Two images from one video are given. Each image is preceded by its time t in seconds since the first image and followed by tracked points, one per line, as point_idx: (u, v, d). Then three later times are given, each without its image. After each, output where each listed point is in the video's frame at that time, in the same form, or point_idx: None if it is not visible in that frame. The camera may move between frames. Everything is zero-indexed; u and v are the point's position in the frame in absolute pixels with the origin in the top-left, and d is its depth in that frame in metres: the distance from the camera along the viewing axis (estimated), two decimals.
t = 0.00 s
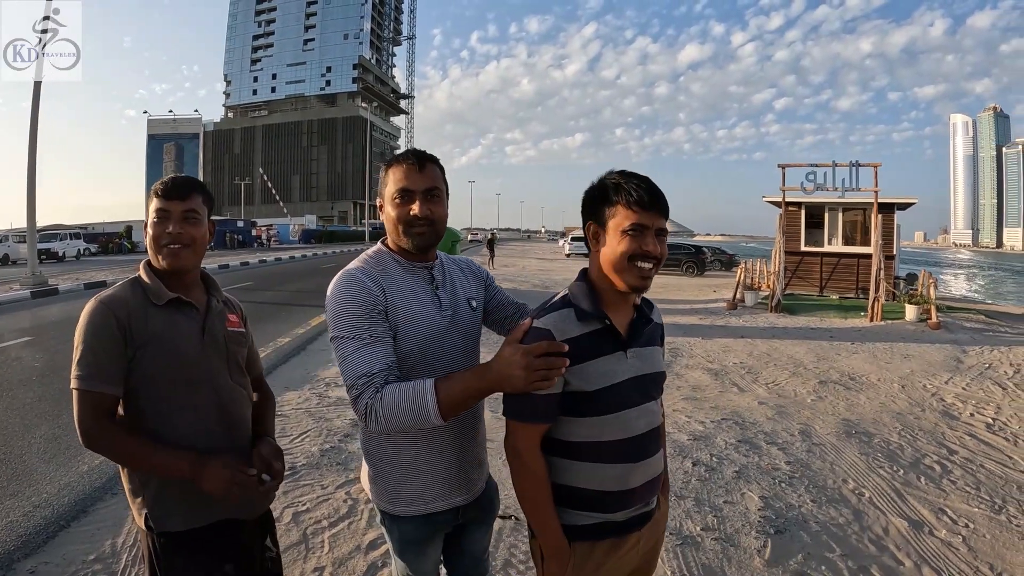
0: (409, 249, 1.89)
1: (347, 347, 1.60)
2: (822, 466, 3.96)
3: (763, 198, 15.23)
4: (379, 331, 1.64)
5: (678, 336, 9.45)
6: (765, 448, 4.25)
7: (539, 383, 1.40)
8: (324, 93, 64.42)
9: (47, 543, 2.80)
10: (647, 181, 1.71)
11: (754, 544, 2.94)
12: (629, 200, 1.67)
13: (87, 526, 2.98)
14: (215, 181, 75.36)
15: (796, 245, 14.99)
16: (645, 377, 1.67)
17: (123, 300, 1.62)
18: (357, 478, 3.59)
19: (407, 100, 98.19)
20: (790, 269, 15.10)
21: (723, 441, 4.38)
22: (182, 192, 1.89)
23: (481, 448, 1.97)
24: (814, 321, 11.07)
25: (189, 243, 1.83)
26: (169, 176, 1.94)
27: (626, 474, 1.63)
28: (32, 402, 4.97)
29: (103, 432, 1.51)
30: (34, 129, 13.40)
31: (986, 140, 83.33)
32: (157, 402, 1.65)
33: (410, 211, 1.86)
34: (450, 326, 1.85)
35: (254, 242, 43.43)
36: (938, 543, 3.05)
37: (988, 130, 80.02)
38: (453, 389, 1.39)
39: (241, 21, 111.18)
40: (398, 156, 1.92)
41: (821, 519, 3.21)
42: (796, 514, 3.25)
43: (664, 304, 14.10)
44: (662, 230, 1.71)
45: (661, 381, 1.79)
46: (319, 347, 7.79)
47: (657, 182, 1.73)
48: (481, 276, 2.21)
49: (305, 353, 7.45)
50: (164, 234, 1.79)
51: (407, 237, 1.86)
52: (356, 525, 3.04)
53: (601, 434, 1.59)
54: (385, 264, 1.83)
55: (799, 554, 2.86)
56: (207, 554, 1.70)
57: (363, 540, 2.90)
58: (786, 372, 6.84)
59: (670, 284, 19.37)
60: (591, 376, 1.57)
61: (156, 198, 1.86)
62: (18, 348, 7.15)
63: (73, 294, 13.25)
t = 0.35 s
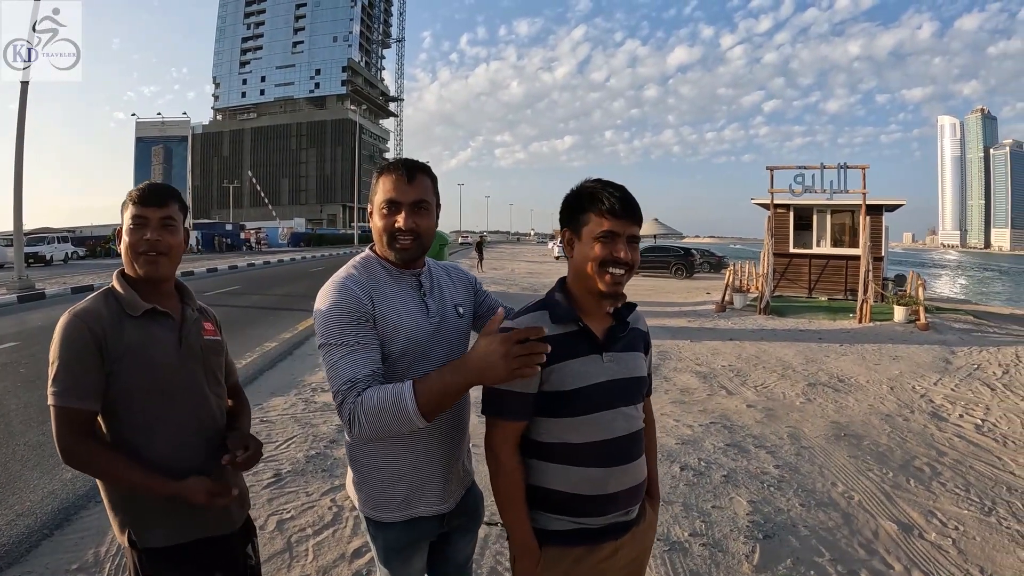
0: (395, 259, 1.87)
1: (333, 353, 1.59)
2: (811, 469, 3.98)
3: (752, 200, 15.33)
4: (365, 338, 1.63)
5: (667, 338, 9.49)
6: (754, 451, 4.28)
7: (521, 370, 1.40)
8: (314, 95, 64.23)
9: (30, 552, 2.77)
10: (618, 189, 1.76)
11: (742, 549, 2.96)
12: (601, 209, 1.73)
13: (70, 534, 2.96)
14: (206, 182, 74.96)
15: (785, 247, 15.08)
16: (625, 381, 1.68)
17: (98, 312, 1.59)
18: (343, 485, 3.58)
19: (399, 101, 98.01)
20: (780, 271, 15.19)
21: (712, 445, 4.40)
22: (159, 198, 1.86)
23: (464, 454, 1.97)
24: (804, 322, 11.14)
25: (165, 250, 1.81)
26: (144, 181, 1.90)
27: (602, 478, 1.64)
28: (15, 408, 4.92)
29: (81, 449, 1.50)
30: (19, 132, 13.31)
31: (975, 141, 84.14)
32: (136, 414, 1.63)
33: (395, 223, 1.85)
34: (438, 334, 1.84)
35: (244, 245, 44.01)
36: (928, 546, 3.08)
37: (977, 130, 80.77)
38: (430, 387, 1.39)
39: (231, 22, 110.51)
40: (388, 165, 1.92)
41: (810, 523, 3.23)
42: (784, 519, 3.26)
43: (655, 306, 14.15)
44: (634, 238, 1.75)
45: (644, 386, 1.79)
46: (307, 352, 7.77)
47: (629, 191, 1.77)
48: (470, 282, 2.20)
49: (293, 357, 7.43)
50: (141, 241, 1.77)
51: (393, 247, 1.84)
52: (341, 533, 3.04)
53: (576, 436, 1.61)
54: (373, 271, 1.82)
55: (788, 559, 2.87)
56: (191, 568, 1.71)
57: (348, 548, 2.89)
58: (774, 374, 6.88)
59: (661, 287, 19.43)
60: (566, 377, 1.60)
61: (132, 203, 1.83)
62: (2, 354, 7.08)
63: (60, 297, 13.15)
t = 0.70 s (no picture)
0: (376, 254, 1.88)
1: (308, 347, 1.56)
2: (813, 474, 3.97)
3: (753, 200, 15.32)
4: (343, 333, 1.61)
5: (667, 339, 9.48)
6: (755, 456, 4.27)
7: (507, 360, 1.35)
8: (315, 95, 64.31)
9: (12, 559, 2.78)
10: (574, 177, 1.68)
11: (742, 558, 2.94)
12: (553, 200, 1.66)
13: (55, 540, 2.97)
14: (206, 182, 75.02)
15: (787, 247, 15.08)
16: (599, 392, 1.62)
17: (62, 316, 1.58)
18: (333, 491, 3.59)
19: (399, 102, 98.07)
20: (781, 271, 15.19)
21: (712, 449, 4.40)
22: (122, 196, 1.87)
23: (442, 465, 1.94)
24: (805, 323, 11.13)
25: (129, 249, 1.81)
26: (106, 178, 1.90)
27: (576, 498, 1.56)
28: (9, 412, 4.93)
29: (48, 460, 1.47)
30: (18, 133, 13.33)
31: (976, 141, 84.11)
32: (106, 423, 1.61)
33: (380, 216, 1.87)
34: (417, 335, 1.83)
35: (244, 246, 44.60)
36: (935, 554, 3.07)
37: (978, 130, 80.67)
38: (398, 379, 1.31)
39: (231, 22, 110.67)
40: (374, 160, 1.95)
41: (812, 531, 3.22)
42: (786, 526, 3.25)
43: (655, 306, 14.14)
44: (594, 227, 1.67)
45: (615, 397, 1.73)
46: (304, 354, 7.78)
47: (586, 176, 1.69)
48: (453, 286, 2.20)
49: (289, 359, 7.44)
50: (105, 240, 1.77)
51: (375, 243, 1.86)
52: (328, 541, 3.04)
53: (548, 453, 1.52)
54: (353, 271, 1.83)
55: (790, 569, 2.86)
56: None
57: (335, 556, 2.89)
58: (776, 375, 6.87)
59: (662, 287, 19.44)
60: (539, 389, 1.50)
61: (96, 202, 1.82)
62: None
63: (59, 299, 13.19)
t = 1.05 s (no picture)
0: (343, 258, 1.84)
1: (265, 363, 1.56)
2: (819, 481, 3.97)
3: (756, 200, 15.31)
4: (298, 348, 1.59)
5: (670, 341, 9.48)
6: (760, 462, 4.26)
7: (456, 379, 1.32)
8: (316, 95, 64.36)
9: None
10: (533, 170, 1.64)
11: (747, 569, 2.93)
12: (511, 197, 1.63)
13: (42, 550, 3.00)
14: (207, 183, 75.12)
15: (789, 247, 15.08)
16: (579, 411, 1.55)
17: (21, 327, 1.56)
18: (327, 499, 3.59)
19: (399, 102, 98.22)
20: (784, 271, 15.20)
21: (715, 454, 4.39)
22: (91, 199, 1.85)
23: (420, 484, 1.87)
24: (809, 324, 11.12)
25: (97, 254, 1.80)
26: (75, 178, 1.89)
27: (556, 527, 1.49)
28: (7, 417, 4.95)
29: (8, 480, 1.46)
30: (19, 134, 13.35)
31: (978, 140, 83.93)
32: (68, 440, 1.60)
33: (341, 213, 1.84)
34: (387, 341, 1.77)
35: (246, 246, 44.61)
36: (944, 563, 3.07)
37: (980, 128, 80.51)
38: (347, 402, 1.31)
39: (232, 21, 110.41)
40: (334, 157, 1.93)
41: (818, 540, 3.22)
42: (793, 536, 3.24)
43: (656, 307, 14.13)
44: (561, 221, 1.63)
45: (602, 415, 1.66)
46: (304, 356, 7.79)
47: (546, 168, 1.65)
48: (436, 291, 2.14)
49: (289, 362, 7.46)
50: (73, 245, 1.77)
51: (339, 243, 1.82)
52: (320, 551, 3.03)
53: (525, 481, 1.45)
54: (319, 278, 1.81)
55: None
56: None
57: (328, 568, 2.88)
58: (780, 378, 6.87)
59: (664, 287, 19.44)
60: (508, 410, 1.44)
61: (65, 204, 1.82)
62: None
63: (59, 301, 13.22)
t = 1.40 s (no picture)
0: (330, 260, 1.83)
1: (250, 376, 1.57)
2: (824, 484, 3.96)
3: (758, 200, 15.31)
4: (284, 359, 1.59)
5: (671, 341, 9.48)
6: (764, 465, 4.25)
7: (443, 394, 1.31)
8: (317, 95, 64.37)
9: None
10: (520, 164, 1.65)
11: (752, 575, 2.92)
12: (498, 191, 1.63)
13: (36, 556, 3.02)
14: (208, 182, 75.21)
15: (791, 248, 15.08)
16: (581, 422, 1.54)
17: (6, 334, 1.56)
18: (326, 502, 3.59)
19: (400, 101, 98.23)
20: (785, 272, 15.20)
21: (718, 457, 4.39)
22: (79, 200, 1.85)
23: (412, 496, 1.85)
24: (811, 325, 11.11)
25: (85, 257, 1.80)
26: (63, 177, 1.88)
27: (557, 545, 1.47)
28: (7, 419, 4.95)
29: None
30: (19, 132, 13.36)
31: (979, 140, 83.86)
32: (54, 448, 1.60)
33: (325, 215, 1.84)
34: (378, 346, 1.76)
35: (246, 245, 44.32)
36: (950, 567, 3.07)
37: (982, 128, 80.46)
38: (332, 416, 1.31)
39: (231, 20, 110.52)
40: (313, 157, 1.92)
41: (823, 544, 3.21)
42: (797, 540, 3.23)
43: (657, 308, 14.13)
44: (550, 214, 1.61)
45: (604, 425, 1.65)
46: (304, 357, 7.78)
47: (532, 162, 1.65)
48: (429, 296, 2.14)
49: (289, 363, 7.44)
50: (61, 248, 1.76)
51: (325, 246, 1.81)
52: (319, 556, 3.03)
53: (523, 497, 1.43)
54: (305, 284, 1.80)
55: None
56: None
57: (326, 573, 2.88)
58: (783, 379, 6.86)
59: (666, 288, 19.42)
60: (504, 423, 1.42)
61: (53, 206, 1.81)
62: None
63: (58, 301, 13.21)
